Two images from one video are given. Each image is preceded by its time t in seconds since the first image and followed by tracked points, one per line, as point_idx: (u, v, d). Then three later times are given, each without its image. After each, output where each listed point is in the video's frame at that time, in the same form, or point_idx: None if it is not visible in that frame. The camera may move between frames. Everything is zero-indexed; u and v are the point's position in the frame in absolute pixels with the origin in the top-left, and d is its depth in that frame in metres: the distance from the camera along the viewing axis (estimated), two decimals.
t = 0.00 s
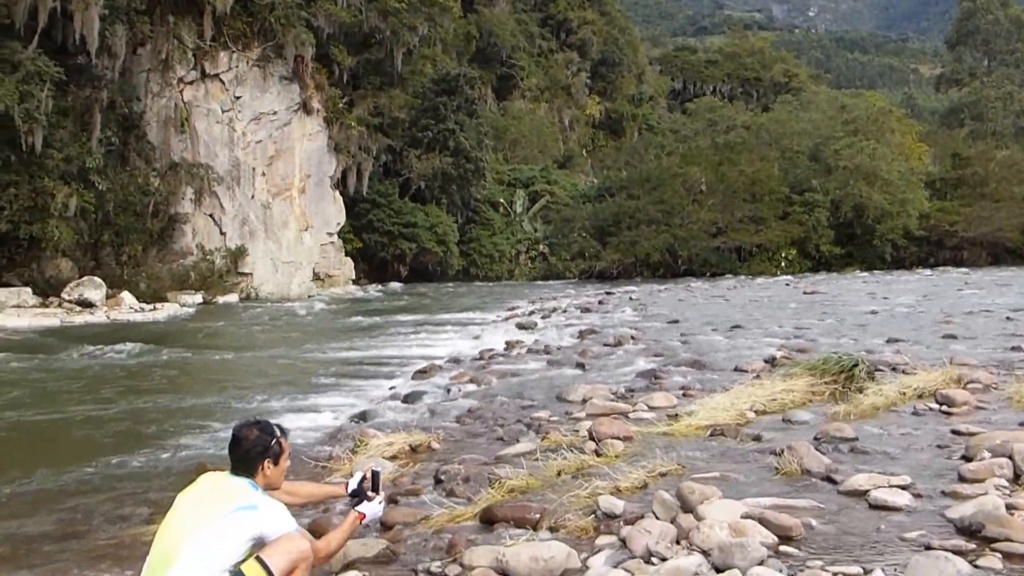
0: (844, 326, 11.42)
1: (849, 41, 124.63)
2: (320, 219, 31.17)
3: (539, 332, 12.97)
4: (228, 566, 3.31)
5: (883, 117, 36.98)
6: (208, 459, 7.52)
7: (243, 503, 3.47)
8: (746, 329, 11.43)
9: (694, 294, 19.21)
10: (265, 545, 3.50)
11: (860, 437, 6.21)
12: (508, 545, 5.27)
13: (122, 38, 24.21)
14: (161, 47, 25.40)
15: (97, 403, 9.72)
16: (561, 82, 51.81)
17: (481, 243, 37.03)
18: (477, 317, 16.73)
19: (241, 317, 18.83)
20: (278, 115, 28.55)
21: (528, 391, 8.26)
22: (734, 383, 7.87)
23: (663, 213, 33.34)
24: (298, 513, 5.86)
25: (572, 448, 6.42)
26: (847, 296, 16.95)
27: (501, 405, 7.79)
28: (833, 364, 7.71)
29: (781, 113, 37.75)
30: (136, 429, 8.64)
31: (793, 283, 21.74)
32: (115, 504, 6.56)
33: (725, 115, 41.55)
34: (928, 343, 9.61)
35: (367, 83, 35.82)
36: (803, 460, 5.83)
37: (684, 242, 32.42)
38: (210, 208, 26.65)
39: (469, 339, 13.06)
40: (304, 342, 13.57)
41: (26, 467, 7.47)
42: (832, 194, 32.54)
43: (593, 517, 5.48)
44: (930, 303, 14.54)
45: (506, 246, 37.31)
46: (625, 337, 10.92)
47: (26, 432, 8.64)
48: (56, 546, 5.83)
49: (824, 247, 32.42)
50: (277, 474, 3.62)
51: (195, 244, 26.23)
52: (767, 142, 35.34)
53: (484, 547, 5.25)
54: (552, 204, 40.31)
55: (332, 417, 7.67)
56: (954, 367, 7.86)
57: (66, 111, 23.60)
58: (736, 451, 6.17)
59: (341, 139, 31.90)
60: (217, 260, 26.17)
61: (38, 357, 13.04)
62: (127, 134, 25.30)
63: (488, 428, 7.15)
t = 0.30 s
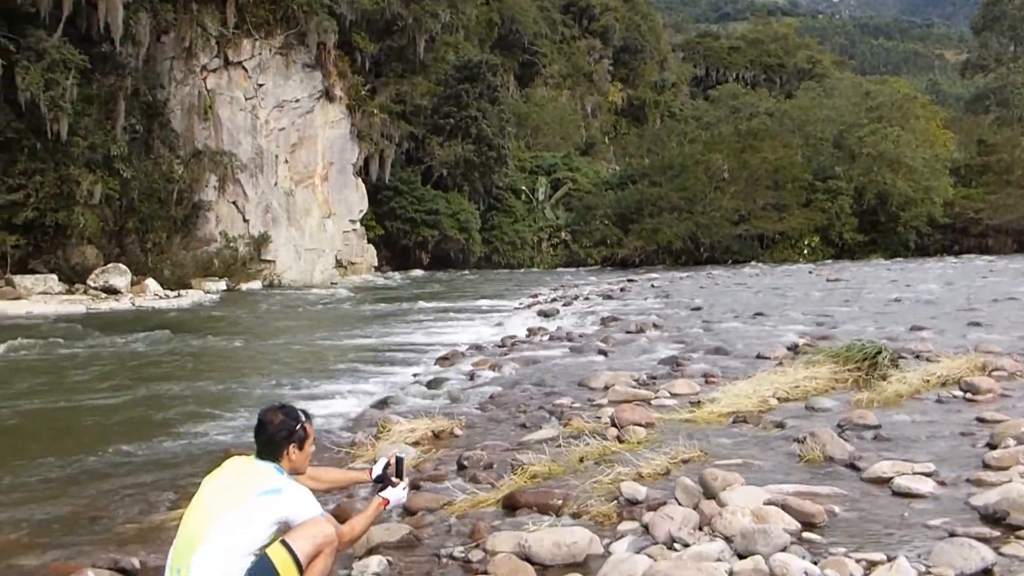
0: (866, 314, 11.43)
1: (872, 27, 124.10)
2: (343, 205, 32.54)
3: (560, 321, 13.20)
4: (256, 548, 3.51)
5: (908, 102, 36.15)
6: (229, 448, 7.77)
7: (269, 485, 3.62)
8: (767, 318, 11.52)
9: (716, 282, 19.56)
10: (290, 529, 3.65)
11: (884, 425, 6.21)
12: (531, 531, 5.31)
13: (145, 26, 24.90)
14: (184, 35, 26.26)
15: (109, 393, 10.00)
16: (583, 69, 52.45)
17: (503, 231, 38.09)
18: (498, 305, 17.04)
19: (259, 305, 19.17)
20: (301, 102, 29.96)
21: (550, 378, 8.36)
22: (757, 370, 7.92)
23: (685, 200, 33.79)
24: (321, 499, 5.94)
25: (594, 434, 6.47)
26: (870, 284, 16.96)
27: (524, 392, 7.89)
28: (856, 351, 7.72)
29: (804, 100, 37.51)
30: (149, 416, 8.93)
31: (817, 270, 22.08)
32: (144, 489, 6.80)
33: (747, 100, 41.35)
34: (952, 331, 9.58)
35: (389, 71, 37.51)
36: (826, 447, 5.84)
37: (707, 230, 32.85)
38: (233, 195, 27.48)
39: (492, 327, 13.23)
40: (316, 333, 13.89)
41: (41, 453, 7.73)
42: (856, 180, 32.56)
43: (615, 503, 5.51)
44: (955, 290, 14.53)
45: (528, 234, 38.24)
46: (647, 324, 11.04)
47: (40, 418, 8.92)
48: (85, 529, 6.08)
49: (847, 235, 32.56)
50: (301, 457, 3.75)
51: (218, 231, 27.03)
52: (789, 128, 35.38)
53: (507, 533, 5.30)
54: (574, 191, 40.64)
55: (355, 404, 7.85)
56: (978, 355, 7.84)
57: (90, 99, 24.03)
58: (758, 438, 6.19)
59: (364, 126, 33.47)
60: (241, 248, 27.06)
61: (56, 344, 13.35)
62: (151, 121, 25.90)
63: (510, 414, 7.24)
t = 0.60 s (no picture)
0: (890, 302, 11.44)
1: (897, 14, 123.27)
2: (366, 193, 33.00)
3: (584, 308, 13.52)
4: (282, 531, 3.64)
5: (935, 88, 35.72)
6: (251, 433, 7.90)
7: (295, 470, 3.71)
8: (791, 305, 11.63)
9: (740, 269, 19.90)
10: (316, 513, 3.76)
11: (909, 412, 6.20)
12: (555, 516, 5.33)
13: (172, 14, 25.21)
14: (209, 23, 26.73)
15: (125, 381, 10.12)
16: (607, 56, 52.64)
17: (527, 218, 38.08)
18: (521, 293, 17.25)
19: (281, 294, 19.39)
20: (325, 90, 30.52)
21: (573, 365, 8.44)
22: (781, 358, 7.96)
23: (708, 186, 34.27)
24: (346, 484, 6.00)
25: (618, 421, 6.51)
26: (895, 270, 17.00)
27: (547, 378, 7.97)
28: (881, 339, 7.73)
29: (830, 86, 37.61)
30: (163, 404, 9.03)
31: (841, 258, 22.51)
32: (170, 472, 6.95)
33: (772, 87, 41.24)
34: (978, 319, 9.55)
35: (412, 57, 37.80)
36: (851, 434, 5.82)
37: (731, 218, 33.25)
38: (258, 182, 28.22)
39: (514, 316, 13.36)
40: (334, 321, 14.05)
41: (58, 440, 7.84)
42: (881, 167, 33.44)
43: (639, 490, 5.53)
44: (980, 278, 14.56)
45: (551, 221, 38.42)
46: (670, 312, 11.16)
47: (56, 405, 9.05)
48: (109, 512, 6.21)
49: (872, 222, 33.45)
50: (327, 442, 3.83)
51: (244, 219, 27.83)
52: (813, 116, 35.95)
53: (531, 518, 5.34)
54: (598, 178, 40.47)
55: (379, 391, 7.95)
56: (1005, 343, 7.80)
57: (118, 88, 24.36)
58: (783, 425, 6.20)
59: (387, 114, 33.81)
60: (266, 235, 27.91)
61: (77, 331, 13.57)
62: (176, 109, 26.41)
63: (533, 401, 7.30)
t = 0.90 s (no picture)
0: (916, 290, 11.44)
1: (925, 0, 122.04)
2: (392, 181, 33.83)
3: (607, 294, 13.78)
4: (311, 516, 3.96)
5: (964, 74, 35.64)
6: (275, 419, 7.99)
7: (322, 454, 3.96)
8: (817, 292, 11.86)
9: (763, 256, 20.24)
10: (345, 498, 4.06)
11: (938, 400, 6.18)
12: (580, 503, 5.35)
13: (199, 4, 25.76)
14: (236, 13, 27.39)
15: (143, 369, 10.21)
16: (632, 43, 52.84)
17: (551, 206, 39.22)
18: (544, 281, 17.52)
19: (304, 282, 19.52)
20: (350, 77, 31.18)
21: (598, 352, 8.50)
22: (807, 346, 7.98)
23: (733, 174, 34.66)
24: (372, 469, 6.05)
25: (643, 408, 6.54)
26: (922, 259, 16.98)
27: (574, 365, 8.04)
28: (909, 326, 7.74)
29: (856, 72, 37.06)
30: (179, 392, 9.09)
31: (867, 245, 22.61)
32: (199, 455, 7.06)
33: (798, 73, 41.02)
34: (1006, 308, 9.50)
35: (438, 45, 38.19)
36: (878, 422, 5.82)
37: (755, 205, 33.45)
38: (284, 169, 28.87)
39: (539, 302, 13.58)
40: (354, 309, 14.13)
41: (74, 428, 7.92)
42: (908, 154, 33.25)
43: (664, 477, 5.55)
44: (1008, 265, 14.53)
45: (575, 208, 39.45)
46: (695, 299, 11.29)
47: (75, 393, 9.16)
48: (134, 497, 6.30)
49: (899, 209, 33.40)
50: (355, 428, 4.03)
51: (270, 206, 28.48)
52: (841, 100, 35.75)
53: (557, 504, 5.36)
54: (623, 165, 41.30)
55: (405, 377, 8.05)
56: None
57: (146, 76, 25.11)
58: (809, 412, 6.21)
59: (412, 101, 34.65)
60: (291, 223, 28.45)
61: (101, 319, 13.74)
62: (204, 97, 27.18)
63: (558, 387, 7.36)
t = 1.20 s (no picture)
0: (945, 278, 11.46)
1: None
2: (419, 168, 34.34)
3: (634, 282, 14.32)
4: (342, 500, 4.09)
5: (994, 62, 35.38)
6: (304, 405, 8.11)
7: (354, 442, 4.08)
8: (845, 279, 12.12)
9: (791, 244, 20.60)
10: (374, 482, 4.22)
11: (968, 388, 6.16)
12: (608, 488, 5.38)
13: None
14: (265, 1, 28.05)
15: (160, 358, 10.27)
16: (659, 30, 53.05)
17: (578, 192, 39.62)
18: (572, 270, 17.95)
19: (329, 271, 19.73)
20: (378, 65, 31.52)
21: (625, 340, 8.61)
22: (835, 334, 8.01)
23: (762, 161, 34.89)
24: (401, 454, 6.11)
25: (671, 395, 6.58)
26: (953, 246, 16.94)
27: (600, 352, 8.16)
28: (938, 315, 7.75)
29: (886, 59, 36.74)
30: (196, 381, 9.15)
31: (896, 232, 22.61)
32: (229, 441, 7.18)
33: (828, 60, 40.84)
34: None
35: (465, 33, 38.95)
36: (908, 410, 5.80)
37: (784, 192, 33.57)
38: (312, 157, 29.56)
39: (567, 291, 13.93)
40: (376, 298, 14.30)
41: (88, 417, 7.99)
42: (938, 141, 33.02)
43: (692, 464, 5.56)
44: None
45: (602, 195, 39.73)
46: (723, 286, 11.61)
47: (93, 382, 9.23)
48: (160, 480, 6.42)
49: (929, 197, 33.03)
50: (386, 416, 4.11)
51: (298, 193, 29.20)
52: (870, 87, 35.42)
53: (585, 490, 5.38)
54: (649, 152, 41.94)
55: (432, 365, 8.19)
56: None
57: (176, 64, 25.90)
58: (838, 400, 6.22)
59: (440, 89, 35.07)
60: (319, 210, 29.18)
61: (121, 307, 13.86)
62: (233, 85, 27.94)
63: (585, 374, 7.44)
